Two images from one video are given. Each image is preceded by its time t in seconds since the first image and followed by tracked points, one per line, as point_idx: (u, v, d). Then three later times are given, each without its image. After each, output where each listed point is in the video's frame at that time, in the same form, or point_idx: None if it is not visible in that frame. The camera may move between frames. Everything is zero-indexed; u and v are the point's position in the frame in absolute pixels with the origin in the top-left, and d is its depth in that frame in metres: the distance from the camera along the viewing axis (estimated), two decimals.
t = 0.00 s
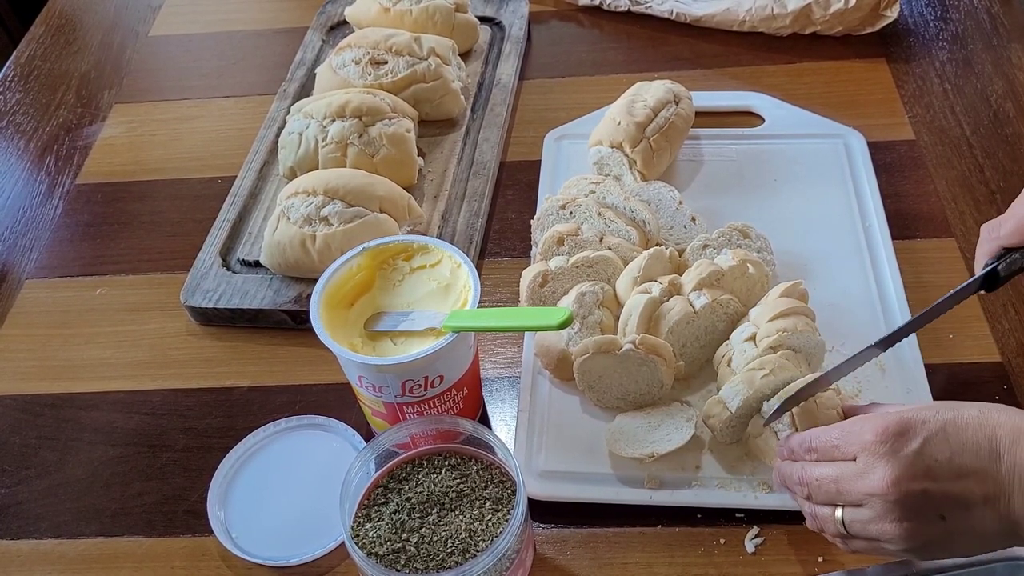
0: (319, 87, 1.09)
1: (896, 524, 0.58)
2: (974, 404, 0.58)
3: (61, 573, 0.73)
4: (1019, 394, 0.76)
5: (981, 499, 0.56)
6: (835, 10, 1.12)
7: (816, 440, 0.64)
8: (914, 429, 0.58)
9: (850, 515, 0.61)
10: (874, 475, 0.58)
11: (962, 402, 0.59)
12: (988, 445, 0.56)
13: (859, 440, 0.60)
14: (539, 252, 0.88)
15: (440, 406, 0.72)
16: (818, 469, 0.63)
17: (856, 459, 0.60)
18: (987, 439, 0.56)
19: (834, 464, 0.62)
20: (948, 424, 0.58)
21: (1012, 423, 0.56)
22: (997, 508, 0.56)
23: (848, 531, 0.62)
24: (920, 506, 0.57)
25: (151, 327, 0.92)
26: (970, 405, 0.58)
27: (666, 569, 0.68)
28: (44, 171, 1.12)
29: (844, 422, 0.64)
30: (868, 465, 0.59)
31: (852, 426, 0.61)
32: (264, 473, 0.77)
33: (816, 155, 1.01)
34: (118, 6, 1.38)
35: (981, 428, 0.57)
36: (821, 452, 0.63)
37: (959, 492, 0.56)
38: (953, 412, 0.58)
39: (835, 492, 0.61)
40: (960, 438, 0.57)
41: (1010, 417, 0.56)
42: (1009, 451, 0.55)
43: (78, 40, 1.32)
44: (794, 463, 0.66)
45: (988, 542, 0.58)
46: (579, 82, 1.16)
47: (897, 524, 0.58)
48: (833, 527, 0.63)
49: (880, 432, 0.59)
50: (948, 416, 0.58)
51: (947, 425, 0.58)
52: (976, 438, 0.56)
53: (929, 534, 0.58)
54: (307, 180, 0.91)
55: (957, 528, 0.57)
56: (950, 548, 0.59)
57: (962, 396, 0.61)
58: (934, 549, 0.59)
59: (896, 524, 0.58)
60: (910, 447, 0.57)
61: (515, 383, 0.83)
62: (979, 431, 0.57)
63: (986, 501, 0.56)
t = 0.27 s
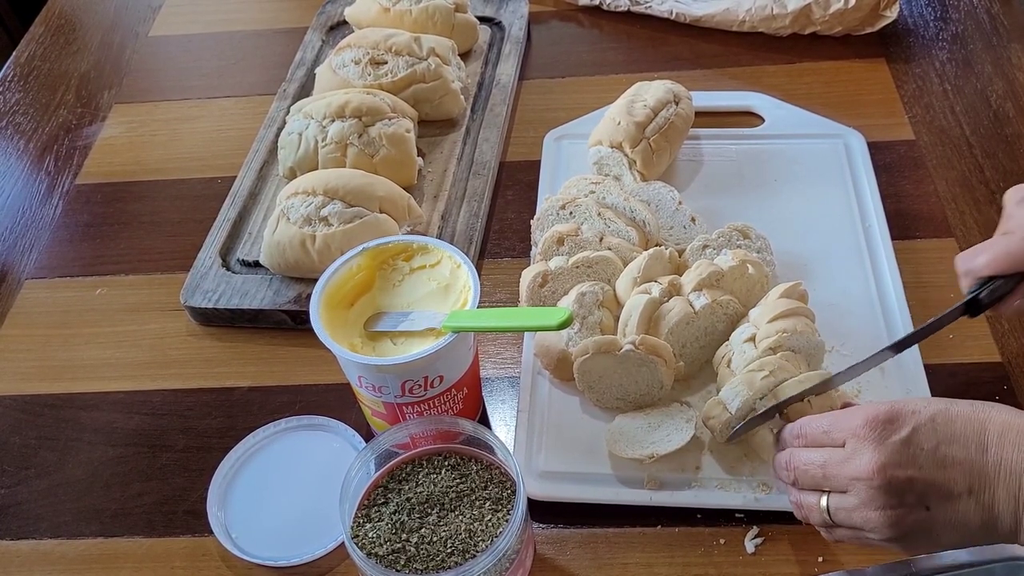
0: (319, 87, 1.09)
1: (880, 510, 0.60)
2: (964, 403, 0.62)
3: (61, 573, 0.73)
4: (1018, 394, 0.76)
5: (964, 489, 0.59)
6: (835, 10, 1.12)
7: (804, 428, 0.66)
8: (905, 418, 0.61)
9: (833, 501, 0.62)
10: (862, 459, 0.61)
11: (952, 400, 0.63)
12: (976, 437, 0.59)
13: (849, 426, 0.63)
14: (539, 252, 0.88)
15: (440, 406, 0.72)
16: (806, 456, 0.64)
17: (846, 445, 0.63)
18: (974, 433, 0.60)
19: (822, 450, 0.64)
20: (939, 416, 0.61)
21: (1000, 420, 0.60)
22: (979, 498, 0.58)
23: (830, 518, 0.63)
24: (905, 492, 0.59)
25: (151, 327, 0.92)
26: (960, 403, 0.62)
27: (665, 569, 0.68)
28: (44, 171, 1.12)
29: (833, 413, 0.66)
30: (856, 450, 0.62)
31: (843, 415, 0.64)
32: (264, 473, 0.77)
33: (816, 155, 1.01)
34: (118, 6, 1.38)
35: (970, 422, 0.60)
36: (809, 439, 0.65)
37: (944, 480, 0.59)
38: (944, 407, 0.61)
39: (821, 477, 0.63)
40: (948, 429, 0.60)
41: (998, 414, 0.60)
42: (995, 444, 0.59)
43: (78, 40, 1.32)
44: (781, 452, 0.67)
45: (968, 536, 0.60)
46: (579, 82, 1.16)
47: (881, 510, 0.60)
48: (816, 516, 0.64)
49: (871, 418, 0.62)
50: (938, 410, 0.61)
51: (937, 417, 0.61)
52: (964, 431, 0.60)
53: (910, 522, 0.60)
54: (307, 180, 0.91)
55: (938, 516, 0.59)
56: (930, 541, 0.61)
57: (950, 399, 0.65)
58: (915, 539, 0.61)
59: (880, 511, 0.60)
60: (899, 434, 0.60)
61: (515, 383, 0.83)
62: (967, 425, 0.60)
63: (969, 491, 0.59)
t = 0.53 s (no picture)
0: (319, 87, 1.09)
1: (882, 514, 0.60)
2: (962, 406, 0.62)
3: (61, 573, 0.73)
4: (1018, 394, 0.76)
5: (965, 492, 0.59)
6: (834, 10, 1.12)
7: (802, 433, 0.65)
8: (904, 422, 0.61)
9: (835, 507, 0.62)
10: (863, 463, 0.61)
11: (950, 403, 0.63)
12: (976, 440, 0.59)
13: (848, 430, 0.62)
14: (539, 252, 0.88)
15: (440, 406, 0.72)
16: (806, 461, 0.64)
17: (845, 449, 0.62)
18: (974, 436, 0.60)
19: (821, 456, 0.64)
20: (937, 419, 0.61)
21: (999, 422, 0.60)
22: (980, 501, 0.58)
23: (832, 523, 0.63)
24: (906, 496, 0.59)
25: (151, 327, 0.92)
26: (958, 406, 0.62)
27: (666, 569, 0.68)
28: (44, 171, 1.12)
29: (831, 417, 0.66)
30: (856, 455, 0.61)
31: (841, 419, 0.64)
32: (264, 473, 0.77)
33: (816, 155, 1.01)
34: (118, 6, 1.38)
35: (969, 425, 0.60)
36: (808, 444, 0.65)
37: (945, 483, 0.59)
38: (942, 410, 0.62)
39: (822, 483, 0.63)
40: (948, 432, 0.60)
41: (997, 415, 0.60)
42: (995, 446, 0.59)
43: (78, 40, 1.32)
44: (781, 457, 0.67)
45: (969, 540, 0.60)
46: (579, 82, 1.16)
47: (883, 515, 0.60)
48: (818, 521, 0.64)
49: (871, 422, 0.61)
50: (937, 413, 0.61)
51: (936, 420, 0.61)
52: (963, 434, 0.60)
53: (912, 526, 0.60)
54: (307, 180, 0.91)
55: (940, 520, 0.59)
56: (932, 545, 0.61)
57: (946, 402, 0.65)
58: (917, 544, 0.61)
59: (882, 515, 0.60)
60: (899, 438, 0.60)
61: (515, 383, 0.83)
62: (967, 428, 0.60)
63: (970, 494, 0.59)
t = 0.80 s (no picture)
0: (319, 87, 1.09)
1: (880, 512, 0.60)
2: (959, 403, 0.62)
3: (61, 573, 0.73)
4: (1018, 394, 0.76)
5: (962, 489, 0.59)
6: (834, 10, 1.12)
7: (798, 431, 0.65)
8: (901, 420, 0.61)
9: (833, 505, 0.63)
10: (860, 462, 0.61)
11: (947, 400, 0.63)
12: (972, 437, 0.59)
13: (846, 428, 0.63)
14: (539, 252, 0.88)
15: (440, 406, 0.72)
16: (803, 460, 0.64)
17: (842, 447, 0.62)
18: (970, 433, 0.60)
19: (819, 454, 0.64)
20: (934, 417, 0.61)
21: (996, 419, 0.60)
22: (977, 498, 0.58)
23: (830, 521, 0.63)
24: (904, 493, 0.60)
25: (151, 327, 0.92)
26: (956, 403, 0.62)
27: (666, 569, 0.68)
28: (44, 171, 1.12)
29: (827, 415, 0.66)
30: (853, 453, 0.62)
31: (837, 417, 0.64)
32: (264, 473, 0.77)
33: (816, 155, 1.01)
34: (118, 6, 1.38)
35: (966, 422, 0.60)
36: (804, 443, 0.65)
37: (942, 480, 0.59)
38: (939, 407, 0.62)
39: (820, 482, 0.63)
40: (945, 430, 0.60)
41: (995, 412, 0.60)
42: (991, 444, 0.59)
43: (78, 40, 1.32)
44: (778, 456, 0.67)
45: (968, 536, 0.60)
46: (579, 82, 1.16)
47: (881, 512, 0.60)
48: (816, 519, 0.64)
49: (868, 420, 0.62)
50: (934, 411, 0.61)
51: (933, 418, 0.61)
52: (960, 432, 0.60)
53: (910, 523, 0.60)
54: (307, 180, 0.91)
55: (937, 517, 0.60)
56: (930, 541, 0.61)
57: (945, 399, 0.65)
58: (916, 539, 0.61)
59: (880, 512, 0.60)
60: (897, 436, 0.60)
61: (515, 383, 0.83)
62: (964, 425, 0.60)
63: (967, 492, 0.59)
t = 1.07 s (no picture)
0: (319, 87, 1.09)
1: (882, 511, 0.60)
2: (958, 400, 0.62)
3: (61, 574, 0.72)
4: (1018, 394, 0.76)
5: (963, 487, 0.59)
6: (834, 10, 1.12)
7: (797, 430, 0.65)
8: (901, 418, 0.61)
9: (835, 504, 0.62)
10: (861, 460, 0.61)
11: (946, 397, 0.63)
12: (972, 434, 0.59)
13: (846, 428, 0.62)
14: (539, 252, 0.88)
15: (440, 406, 0.72)
16: (804, 460, 0.64)
17: (843, 446, 0.62)
18: (969, 429, 0.60)
19: (819, 454, 0.63)
20: (934, 414, 0.61)
21: (995, 415, 0.60)
22: (978, 496, 0.58)
23: (832, 521, 0.63)
24: (905, 492, 0.59)
25: (151, 327, 0.92)
26: (955, 400, 0.62)
27: (666, 569, 0.68)
28: (44, 171, 1.12)
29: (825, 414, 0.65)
30: (854, 453, 0.61)
31: (837, 416, 0.64)
32: (264, 473, 0.77)
33: (816, 155, 1.01)
34: (118, 6, 1.38)
35: (966, 419, 0.60)
36: (804, 442, 0.65)
37: (943, 478, 0.59)
38: (938, 404, 0.62)
39: (821, 481, 0.63)
40: (945, 428, 0.60)
41: (994, 408, 0.60)
42: (992, 440, 0.59)
43: (78, 40, 1.32)
44: (778, 455, 0.67)
45: (969, 532, 0.60)
46: (579, 82, 1.16)
47: (883, 511, 0.60)
48: (818, 518, 0.64)
49: (868, 419, 0.61)
50: (934, 408, 0.61)
51: (933, 415, 0.61)
52: (960, 429, 0.60)
53: (912, 521, 0.60)
54: (306, 180, 0.91)
55: (939, 515, 0.60)
56: (932, 538, 0.61)
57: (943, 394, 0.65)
58: (918, 537, 0.61)
59: (882, 511, 0.60)
60: (897, 435, 0.60)
61: (515, 383, 0.83)
62: (964, 422, 0.60)
63: (968, 489, 0.59)
